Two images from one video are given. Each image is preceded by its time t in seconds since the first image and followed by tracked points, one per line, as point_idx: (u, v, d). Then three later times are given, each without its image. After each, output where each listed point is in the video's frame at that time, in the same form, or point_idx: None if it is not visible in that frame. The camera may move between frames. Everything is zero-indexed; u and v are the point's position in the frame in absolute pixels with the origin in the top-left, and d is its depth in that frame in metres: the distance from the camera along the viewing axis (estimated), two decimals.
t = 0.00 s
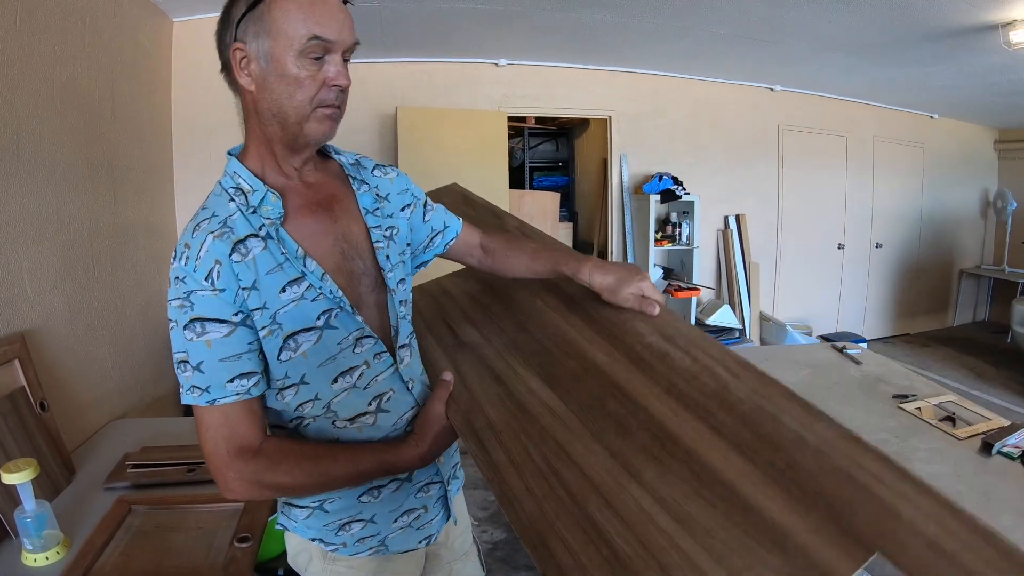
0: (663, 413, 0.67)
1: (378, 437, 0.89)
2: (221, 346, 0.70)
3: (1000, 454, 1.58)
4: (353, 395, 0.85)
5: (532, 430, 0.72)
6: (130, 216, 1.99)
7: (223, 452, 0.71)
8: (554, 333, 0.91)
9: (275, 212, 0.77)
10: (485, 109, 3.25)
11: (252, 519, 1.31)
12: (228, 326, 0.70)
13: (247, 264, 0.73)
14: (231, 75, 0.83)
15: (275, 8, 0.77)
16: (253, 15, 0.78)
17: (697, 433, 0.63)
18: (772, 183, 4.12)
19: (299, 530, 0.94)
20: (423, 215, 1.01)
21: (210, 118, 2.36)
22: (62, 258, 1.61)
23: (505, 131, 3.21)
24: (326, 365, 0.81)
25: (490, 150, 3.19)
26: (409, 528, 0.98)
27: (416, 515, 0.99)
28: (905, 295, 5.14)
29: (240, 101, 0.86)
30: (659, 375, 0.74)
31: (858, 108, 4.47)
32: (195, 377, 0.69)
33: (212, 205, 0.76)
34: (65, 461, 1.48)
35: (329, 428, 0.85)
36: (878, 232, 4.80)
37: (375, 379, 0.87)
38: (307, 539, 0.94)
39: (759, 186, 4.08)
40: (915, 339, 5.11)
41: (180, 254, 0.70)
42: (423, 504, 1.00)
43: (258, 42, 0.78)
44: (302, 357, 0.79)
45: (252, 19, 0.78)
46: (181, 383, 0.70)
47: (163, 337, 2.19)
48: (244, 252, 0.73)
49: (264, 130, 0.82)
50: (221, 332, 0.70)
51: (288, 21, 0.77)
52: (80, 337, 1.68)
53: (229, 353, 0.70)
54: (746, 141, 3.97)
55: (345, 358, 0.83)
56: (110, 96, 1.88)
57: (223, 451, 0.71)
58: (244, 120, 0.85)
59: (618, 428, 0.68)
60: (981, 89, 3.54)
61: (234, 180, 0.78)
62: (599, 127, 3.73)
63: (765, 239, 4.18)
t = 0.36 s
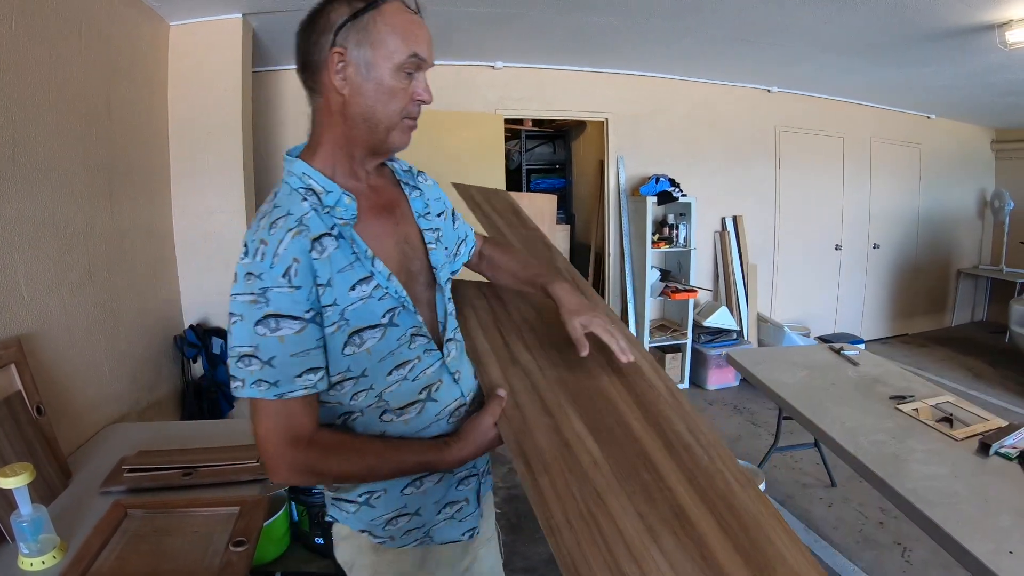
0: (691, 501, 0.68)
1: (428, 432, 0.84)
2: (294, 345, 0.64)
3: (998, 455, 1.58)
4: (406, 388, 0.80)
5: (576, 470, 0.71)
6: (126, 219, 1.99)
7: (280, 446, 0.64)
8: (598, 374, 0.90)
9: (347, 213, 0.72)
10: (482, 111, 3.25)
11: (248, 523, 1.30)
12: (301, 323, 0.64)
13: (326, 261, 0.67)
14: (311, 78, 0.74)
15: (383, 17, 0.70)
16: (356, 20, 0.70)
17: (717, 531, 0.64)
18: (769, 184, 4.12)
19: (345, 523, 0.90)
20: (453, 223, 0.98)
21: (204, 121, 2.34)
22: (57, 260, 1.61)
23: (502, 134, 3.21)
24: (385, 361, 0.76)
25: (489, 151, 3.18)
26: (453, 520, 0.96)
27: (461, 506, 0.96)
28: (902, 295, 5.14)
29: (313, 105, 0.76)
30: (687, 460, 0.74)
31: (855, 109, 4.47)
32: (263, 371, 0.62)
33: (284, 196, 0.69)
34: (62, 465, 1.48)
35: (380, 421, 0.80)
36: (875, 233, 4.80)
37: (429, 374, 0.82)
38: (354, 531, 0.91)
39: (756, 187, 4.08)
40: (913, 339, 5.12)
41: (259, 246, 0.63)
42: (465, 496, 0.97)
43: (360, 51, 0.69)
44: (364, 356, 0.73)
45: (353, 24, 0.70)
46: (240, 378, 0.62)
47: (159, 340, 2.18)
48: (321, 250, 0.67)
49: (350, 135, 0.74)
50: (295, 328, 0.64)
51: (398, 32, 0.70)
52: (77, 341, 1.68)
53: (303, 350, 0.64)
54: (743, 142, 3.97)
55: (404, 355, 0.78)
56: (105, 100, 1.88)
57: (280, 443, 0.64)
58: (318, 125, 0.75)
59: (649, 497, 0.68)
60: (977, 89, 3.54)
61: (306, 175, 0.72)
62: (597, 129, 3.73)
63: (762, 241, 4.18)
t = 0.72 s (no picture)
0: (782, 484, 0.71)
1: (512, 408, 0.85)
2: (430, 324, 0.67)
3: (990, 455, 1.59)
4: (493, 367, 0.82)
5: (672, 445, 0.76)
6: (118, 222, 1.98)
7: (418, 422, 0.66)
8: (691, 365, 0.94)
9: (451, 205, 0.76)
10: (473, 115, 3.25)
11: (238, 528, 1.28)
12: (433, 304, 0.68)
13: (448, 247, 0.71)
14: (415, 80, 0.78)
15: (493, 36, 0.78)
16: (470, 36, 0.76)
17: (807, 515, 0.67)
18: (762, 186, 4.13)
19: (442, 504, 0.85)
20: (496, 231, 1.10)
21: (195, 126, 2.33)
22: (49, 265, 1.61)
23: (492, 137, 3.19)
24: (482, 340, 0.79)
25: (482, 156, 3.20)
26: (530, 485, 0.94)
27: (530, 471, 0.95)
28: (895, 296, 5.15)
29: (409, 102, 0.80)
30: (779, 444, 0.78)
31: (846, 110, 4.48)
32: (404, 352, 0.65)
33: (396, 183, 0.71)
34: (53, 470, 1.47)
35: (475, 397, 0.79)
36: (868, 234, 4.82)
37: (507, 355, 0.85)
38: (453, 511, 0.85)
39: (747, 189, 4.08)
40: (906, 339, 5.14)
41: (393, 234, 0.67)
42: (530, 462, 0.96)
43: (472, 63, 0.76)
44: (470, 336, 0.76)
45: (468, 38, 0.76)
46: (380, 361, 0.66)
47: (152, 344, 2.18)
48: (443, 237, 0.70)
49: (448, 137, 0.79)
50: (430, 309, 0.67)
51: (504, 53, 0.78)
52: (68, 346, 1.68)
53: (437, 328, 0.68)
54: (735, 144, 3.98)
55: (492, 335, 0.81)
56: (97, 103, 1.87)
57: (416, 421, 0.66)
58: (412, 122, 0.79)
59: (739, 474, 0.73)
60: (968, 90, 3.56)
61: (408, 166, 0.74)
62: (589, 132, 3.74)
63: (755, 242, 4.18)
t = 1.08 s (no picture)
0: (899, 455, 0.86)
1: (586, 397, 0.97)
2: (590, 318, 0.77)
3: (977, 455, 1.60)
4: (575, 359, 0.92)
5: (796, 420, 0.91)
6: (103, 226, 1.97)
7: (601, 408, 0.77)
8: (796, 374, 1.10)
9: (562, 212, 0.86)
10: (460, 117, 3.25)
11: (221, 533, 1.28)
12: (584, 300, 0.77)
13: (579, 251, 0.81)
14: (516, 102, 0.87)
15: (587, 62, 0.88)
16: (568, 63, 0.86)
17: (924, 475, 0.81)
18: (749, 187, 4.15)
19: (548, 501, 0.91)
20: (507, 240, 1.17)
21: (180, 130, 2.32)
22: (34, 269, 1.60)
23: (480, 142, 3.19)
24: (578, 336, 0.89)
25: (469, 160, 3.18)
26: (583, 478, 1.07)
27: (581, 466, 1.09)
28: (883, 297, 5.17)
29: (507, 117, 0.88)
30: (885, 433, 0.92)
31: (833, 111, 4.50)
32: (578, 342, 0.74)
33: (529, 193, 0.79)
34: (38, 476, 1.46)
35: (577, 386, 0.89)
36: (856, 234, 4.84)
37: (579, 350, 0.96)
38: (561, 503, 0.93)
39: (735, 191, 4.10)
40: (895, 339, 5.15)
41: (558, 237, 0.75)
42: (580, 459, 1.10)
43: (569, 90, 0.87)
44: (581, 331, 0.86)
45: (567, 64, 0.86)
46: (559, 355, 0.73)
47: (139, 349, 2.16)
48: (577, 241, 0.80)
49: (545, 152, 0.89)
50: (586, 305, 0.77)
51: (595, 77, 0.89)
52: (53, 352, 1.67)
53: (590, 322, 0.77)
54: (722, 146, 3.99)
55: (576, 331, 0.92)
56: (82, 106, 1.87)
57: (597, 407, 0.77)
58: (514, 137, 0.87)
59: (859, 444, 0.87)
60: (955, 90, 3.58)
61: (529, 176, 0.83)
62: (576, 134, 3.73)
63: (743, 244, 4.19)
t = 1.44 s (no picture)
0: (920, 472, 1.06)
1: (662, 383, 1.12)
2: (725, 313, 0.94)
3: (959, 453, 1.58)
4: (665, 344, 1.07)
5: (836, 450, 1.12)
6: (83, 228, 1.95)
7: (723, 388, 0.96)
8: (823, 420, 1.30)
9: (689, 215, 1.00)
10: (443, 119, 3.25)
11: (202, 537, 1.27)
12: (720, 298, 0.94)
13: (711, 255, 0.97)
14: (665, 117, 0.99)
15: (731, 87, 0.99)
16: (715, 87, 0.97)
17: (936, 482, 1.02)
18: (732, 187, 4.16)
19: (644, 476, 1.02)
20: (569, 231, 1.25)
21: (160, 132, 2.30)
22: (13, 272, 1.58)
23: (461, 143, 3.22)
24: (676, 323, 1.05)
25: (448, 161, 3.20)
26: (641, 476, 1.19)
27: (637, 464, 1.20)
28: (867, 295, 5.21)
29: (655, 130, 1.00)
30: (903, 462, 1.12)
31: (816, 111, 4.53)
32: (723, 331, 0.91)
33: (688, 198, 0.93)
34: (18, 482, 1.44)
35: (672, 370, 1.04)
36: (839, 233, 4.87)
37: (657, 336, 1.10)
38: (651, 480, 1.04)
39: (717, 191, 4.11)
40: (879, 338, 5.18)
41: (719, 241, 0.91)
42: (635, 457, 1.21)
43: (714, 111, 0.97)
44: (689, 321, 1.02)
45: (713, 88, 0.97)
46: (714, 340, 0.90)
47: (120, 352, 2.14)
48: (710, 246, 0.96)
49: (685, 165, 1.00)
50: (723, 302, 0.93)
51: (737, 101, 1.00)
52: (32, 357, 1.65)
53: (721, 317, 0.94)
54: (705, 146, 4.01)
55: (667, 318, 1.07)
56: (61, 107, 1.85)
57: (721, 386, 0.96)
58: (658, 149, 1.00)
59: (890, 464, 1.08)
60: (936, 90, 3.61)
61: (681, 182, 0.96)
62: (558, 134, 3.74)
63: (727, 243, 4.21)
